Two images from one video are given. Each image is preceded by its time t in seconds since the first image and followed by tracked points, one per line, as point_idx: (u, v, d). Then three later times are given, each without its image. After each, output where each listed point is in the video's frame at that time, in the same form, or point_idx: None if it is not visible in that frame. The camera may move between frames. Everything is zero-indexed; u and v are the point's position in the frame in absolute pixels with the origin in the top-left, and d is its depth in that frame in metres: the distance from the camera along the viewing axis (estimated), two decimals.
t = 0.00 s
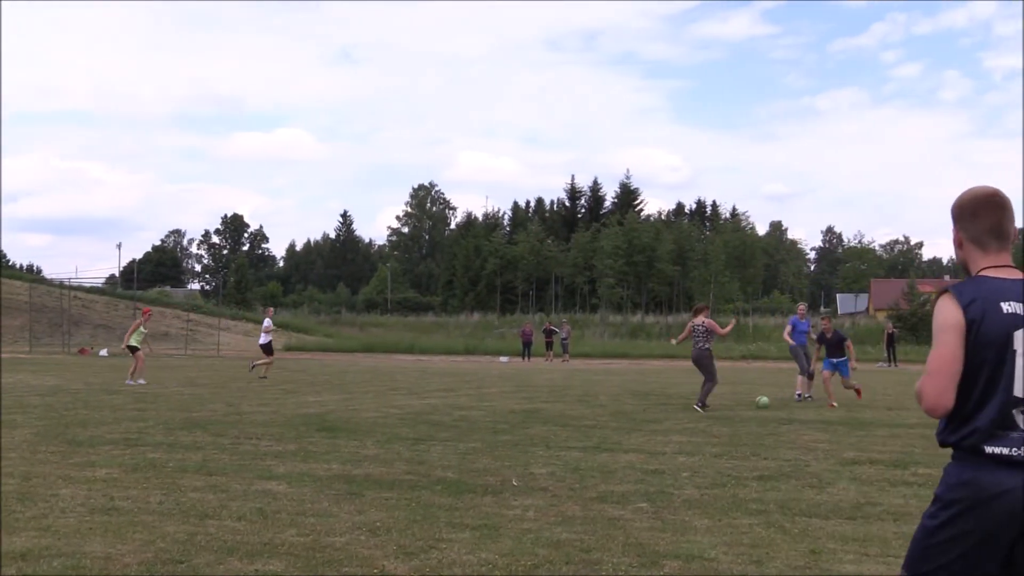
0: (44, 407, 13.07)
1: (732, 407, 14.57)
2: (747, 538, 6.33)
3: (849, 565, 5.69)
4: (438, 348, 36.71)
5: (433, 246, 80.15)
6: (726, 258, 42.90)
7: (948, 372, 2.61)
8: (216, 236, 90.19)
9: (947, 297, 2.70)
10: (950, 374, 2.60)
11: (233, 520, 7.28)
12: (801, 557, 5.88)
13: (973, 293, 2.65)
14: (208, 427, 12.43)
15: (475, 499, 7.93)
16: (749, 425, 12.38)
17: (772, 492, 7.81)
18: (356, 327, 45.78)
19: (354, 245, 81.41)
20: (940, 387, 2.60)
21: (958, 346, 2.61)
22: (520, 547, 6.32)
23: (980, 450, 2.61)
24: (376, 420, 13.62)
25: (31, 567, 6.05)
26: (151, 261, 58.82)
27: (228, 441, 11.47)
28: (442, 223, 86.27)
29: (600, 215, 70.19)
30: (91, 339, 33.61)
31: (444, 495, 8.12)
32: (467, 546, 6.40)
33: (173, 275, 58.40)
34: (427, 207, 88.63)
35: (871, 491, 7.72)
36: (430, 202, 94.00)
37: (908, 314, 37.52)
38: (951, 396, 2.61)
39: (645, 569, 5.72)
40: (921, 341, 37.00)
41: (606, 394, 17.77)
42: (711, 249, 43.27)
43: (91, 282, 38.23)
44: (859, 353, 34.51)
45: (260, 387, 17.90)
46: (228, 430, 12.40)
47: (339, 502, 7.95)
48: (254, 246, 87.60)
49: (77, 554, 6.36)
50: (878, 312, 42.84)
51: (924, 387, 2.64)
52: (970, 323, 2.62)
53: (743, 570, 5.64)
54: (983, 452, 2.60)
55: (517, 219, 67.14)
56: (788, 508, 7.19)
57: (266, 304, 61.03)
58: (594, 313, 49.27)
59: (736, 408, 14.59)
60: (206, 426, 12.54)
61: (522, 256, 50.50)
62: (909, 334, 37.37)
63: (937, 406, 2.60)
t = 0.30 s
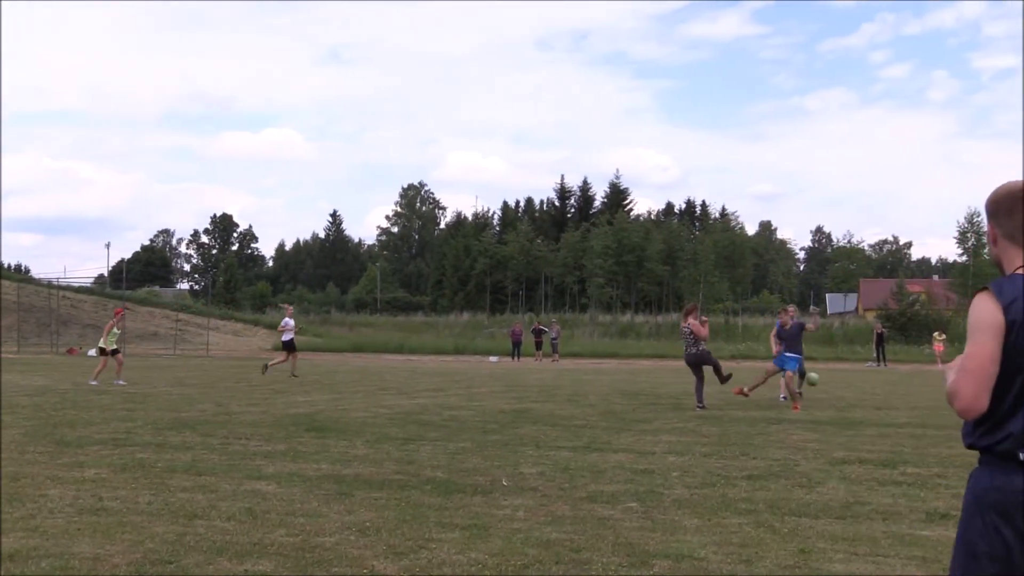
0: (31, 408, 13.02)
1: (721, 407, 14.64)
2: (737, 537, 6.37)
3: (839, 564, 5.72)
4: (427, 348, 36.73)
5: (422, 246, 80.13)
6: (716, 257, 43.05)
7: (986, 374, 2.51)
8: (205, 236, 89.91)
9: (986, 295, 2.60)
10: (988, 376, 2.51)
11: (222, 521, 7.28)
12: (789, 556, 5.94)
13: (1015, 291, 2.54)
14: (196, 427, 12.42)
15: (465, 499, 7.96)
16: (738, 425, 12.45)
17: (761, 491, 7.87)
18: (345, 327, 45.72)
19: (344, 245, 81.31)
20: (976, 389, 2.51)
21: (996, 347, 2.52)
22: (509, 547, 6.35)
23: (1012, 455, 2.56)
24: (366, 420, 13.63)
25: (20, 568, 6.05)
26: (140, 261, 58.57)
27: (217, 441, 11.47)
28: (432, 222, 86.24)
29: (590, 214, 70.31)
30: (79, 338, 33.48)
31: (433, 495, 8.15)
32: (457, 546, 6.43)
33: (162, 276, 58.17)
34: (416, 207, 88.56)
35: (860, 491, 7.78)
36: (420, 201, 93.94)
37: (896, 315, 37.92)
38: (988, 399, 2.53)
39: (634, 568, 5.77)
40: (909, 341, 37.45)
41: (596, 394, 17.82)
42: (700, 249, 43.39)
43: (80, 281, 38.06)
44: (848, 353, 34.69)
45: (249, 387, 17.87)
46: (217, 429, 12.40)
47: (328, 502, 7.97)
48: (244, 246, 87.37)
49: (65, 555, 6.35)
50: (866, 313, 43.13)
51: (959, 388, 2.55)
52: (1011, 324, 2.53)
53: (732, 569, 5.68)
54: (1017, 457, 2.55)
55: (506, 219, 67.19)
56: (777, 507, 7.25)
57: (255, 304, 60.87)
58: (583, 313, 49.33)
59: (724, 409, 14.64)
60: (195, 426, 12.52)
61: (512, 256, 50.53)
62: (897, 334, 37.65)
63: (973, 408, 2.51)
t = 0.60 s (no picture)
0: (19, 408, 12.96)
1: (711, 408, 14.69)
2: (727, 537, 6.43)
3: (828, 563, 5.75)
4: (417, 348, 36.73)
5: (412, 246, 80.05)
6: (706, 257, 43.17)
7: (1000, 383, 2.51)
8: (194, 236, 89.60)
9: (1006, 299, 2.57)
10: (1001, 386, 2.51)
11: (212, 521, 7.29)
12: (778, 555, 5.98)
13: None
14: (186, 427, 12.41)
15: (455, 499, 7.99)
16: (727, 425, 12.51)
17: (750, 490, 7.93)
18: (335, 326, 45.61)
19: (334, 245, 81.15)
20: (986, 398, 2.53)
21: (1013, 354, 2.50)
22: (499, 547, 6.38)
23: None
24: (355, 420, 13.62)
25: (9, 569, 6.05)
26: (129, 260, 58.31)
27: (207, 441, 11.47)
28: (422, 222, 86.23)
29: (580, 214, 70.42)
30: (68, 338, 33.34)
31: (422, 495, 8.17)
32: (447, 546, 6.46)
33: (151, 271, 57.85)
34: (406, 207, 88.54)
35: (850, 490, 7.84)
36: (410, 201, 93.82)
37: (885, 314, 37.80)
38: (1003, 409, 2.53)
39: (624, 567, 5.82)
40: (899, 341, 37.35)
41: (585, 393, 17.87)
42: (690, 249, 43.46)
43: (68, 281, 37.87)
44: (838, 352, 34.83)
45: (239, 387, 17.84)
46: (206, 429, 12.40)
47: (318, 502, 7.99)
48: (233, 246, 87.07)
49: (53, 556, 6.35)
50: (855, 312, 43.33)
51: (970, 397, 2.58)
52: None
53: (722, 569, 5.71)
54: None
55: (496, 218, 67.24)
56: (766, 507, 7.30)
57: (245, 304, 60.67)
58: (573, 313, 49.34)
59: (714, 408, 14.69)
60: (184, 426, 12.52)
61: (502, 256, 50.52)
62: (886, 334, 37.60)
63: (984, 418, 2.53)
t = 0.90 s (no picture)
0: None
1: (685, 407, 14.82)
2: (701, 536, 6.52)
3: (802, 562, 5.84)
4: (393, 348, 36.69)
5: (388, 245, 79.93)
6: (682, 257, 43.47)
7: (1008, 387, 2.47)
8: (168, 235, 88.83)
9: (1003, 301, 2.54)
10: (1011, 391, 2.47)
11: (186, 522, 7.28)
12: (752, 554, 6.08)
13: None
14: (160, 427, 12.35)
15: (430, 498, 8.03)
16: (702, 424, 12.64)
17: (725, 490, 8.04)
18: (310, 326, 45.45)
19: (309, 244, 80.82)
20: (999, 404, 2.48)
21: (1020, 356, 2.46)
22: (476, 547, 6.43)
23: None
24: (331, 420, 13.61)
25: None
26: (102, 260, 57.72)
27: (181, 441, 11.42)
28: (397, 222, 86.11)
29: (555, 214, 70.64)
30: (40, 338, 32.96)
31: (398, 495, 8.20)
32: (422, 546, 6.50)
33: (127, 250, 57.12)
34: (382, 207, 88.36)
35: (824, 489, 7.97)
36: (385, 200, 93.70)
37: (858, 313, 38.36)
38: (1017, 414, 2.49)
39: (599, 567, 5.89)
40: (871, 340, 37.92)
41: (561, 393, 17.96)
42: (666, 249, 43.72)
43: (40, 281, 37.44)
44: (812, 352, 35.22)
45: (213, 387, 17.75)
46: (180, 429, 12.35)
47: (294, 502, 8.00)
48: (207, 245, 86.44)
49: (25, 558, 6.32)
50: (828, 312, 43.86)
51: (983, 405, 2.53)
52: None
53: (697, 567, 5.80)
54: None
55: (472, 218, 67.27)
56: (741, 506, 7.41)
57: (219, 303, 60.25)
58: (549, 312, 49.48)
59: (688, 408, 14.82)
60: (158, 426, 12.46)
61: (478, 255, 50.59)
62: (860, 333, 38.15)
63: (998, 426, 2.49)
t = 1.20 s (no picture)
0: None
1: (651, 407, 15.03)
2: (669, 535, 6.68)
3: (768, 560, 6.01)
4: (360, 347, 36.64)
5: (356, 245, 79.65)
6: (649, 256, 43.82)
7: (987, 386, 2.66)
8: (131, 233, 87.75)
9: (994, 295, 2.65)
10: (991, 388, 2.66)
11: (151, 523, 7.32)
12: (718, 552, 6.25)
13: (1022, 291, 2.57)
14: (125, 428, 12.32)
15: (397, 498, 8.13)
16: (667, 423, 12.85)
17: (693, 489, 8.23)
18: (277, 326, 45.22)
19: (276, 243, 80.31)
20: (979, 399, 2.68)
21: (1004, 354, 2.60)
22: (443, 547, 6.55)
23: None
24: (298, 420, 13.64)
25: None
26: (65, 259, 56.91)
27: (147, 442, 11.40)
28: (365, 221, 85.84)
29: (523, 213, 70.82)
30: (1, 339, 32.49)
31: (366, 495, 8.29)
32: (390, 546, 6.61)
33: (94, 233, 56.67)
34: (350, 205, 87.89)
35: (790, 487, 8.19)
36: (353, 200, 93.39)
37: (825, 312, 39.76)
38: (996, 408, 2.69)
39: (567, 566, 6.03)
40: (837, 338, 39.53)
41: (529, 392, 18.10)
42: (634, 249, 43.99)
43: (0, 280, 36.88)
44: (778, 351, 35.72)
45: (179, 387, 17.67)
46: (146, 430, 12.32)
47: (260, 503, 8.08)
48: (173, 244, 85.51)
49: None
50: (795, 312, 44.52)
51: (967, 398, 2.74)
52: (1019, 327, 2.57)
53: (664, 565, 5.96)
54: None
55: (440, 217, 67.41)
56: (707, 505, 7.61)
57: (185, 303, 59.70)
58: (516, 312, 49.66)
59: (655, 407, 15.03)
60: (124, 427, 12.43)
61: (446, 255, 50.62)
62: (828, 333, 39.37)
63: (977, 418, 2.70)
